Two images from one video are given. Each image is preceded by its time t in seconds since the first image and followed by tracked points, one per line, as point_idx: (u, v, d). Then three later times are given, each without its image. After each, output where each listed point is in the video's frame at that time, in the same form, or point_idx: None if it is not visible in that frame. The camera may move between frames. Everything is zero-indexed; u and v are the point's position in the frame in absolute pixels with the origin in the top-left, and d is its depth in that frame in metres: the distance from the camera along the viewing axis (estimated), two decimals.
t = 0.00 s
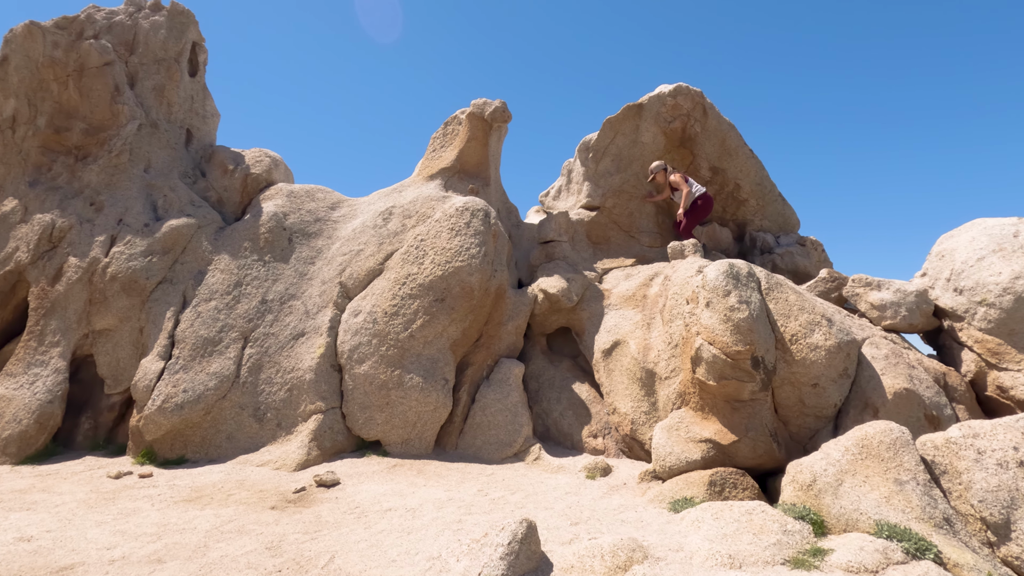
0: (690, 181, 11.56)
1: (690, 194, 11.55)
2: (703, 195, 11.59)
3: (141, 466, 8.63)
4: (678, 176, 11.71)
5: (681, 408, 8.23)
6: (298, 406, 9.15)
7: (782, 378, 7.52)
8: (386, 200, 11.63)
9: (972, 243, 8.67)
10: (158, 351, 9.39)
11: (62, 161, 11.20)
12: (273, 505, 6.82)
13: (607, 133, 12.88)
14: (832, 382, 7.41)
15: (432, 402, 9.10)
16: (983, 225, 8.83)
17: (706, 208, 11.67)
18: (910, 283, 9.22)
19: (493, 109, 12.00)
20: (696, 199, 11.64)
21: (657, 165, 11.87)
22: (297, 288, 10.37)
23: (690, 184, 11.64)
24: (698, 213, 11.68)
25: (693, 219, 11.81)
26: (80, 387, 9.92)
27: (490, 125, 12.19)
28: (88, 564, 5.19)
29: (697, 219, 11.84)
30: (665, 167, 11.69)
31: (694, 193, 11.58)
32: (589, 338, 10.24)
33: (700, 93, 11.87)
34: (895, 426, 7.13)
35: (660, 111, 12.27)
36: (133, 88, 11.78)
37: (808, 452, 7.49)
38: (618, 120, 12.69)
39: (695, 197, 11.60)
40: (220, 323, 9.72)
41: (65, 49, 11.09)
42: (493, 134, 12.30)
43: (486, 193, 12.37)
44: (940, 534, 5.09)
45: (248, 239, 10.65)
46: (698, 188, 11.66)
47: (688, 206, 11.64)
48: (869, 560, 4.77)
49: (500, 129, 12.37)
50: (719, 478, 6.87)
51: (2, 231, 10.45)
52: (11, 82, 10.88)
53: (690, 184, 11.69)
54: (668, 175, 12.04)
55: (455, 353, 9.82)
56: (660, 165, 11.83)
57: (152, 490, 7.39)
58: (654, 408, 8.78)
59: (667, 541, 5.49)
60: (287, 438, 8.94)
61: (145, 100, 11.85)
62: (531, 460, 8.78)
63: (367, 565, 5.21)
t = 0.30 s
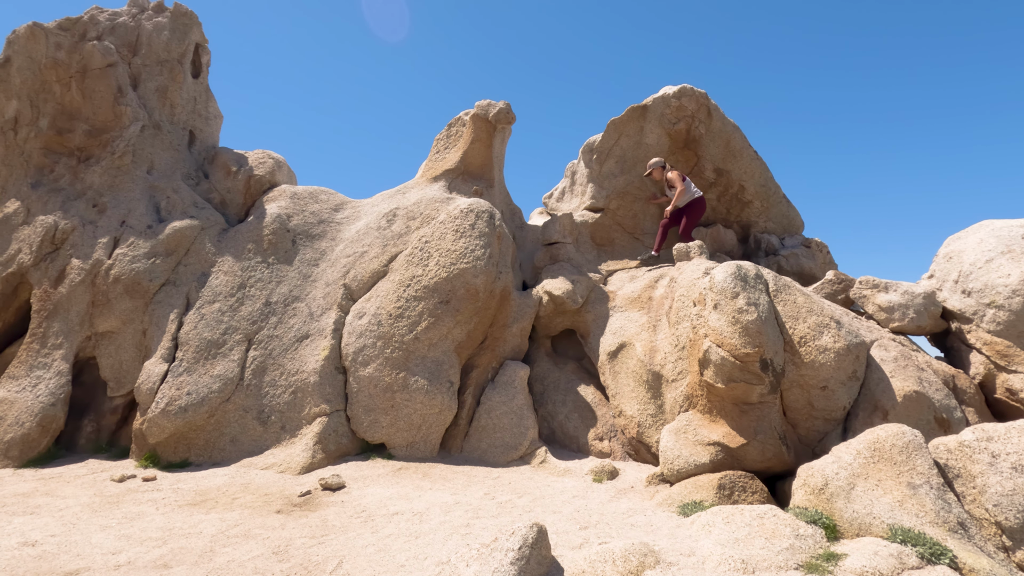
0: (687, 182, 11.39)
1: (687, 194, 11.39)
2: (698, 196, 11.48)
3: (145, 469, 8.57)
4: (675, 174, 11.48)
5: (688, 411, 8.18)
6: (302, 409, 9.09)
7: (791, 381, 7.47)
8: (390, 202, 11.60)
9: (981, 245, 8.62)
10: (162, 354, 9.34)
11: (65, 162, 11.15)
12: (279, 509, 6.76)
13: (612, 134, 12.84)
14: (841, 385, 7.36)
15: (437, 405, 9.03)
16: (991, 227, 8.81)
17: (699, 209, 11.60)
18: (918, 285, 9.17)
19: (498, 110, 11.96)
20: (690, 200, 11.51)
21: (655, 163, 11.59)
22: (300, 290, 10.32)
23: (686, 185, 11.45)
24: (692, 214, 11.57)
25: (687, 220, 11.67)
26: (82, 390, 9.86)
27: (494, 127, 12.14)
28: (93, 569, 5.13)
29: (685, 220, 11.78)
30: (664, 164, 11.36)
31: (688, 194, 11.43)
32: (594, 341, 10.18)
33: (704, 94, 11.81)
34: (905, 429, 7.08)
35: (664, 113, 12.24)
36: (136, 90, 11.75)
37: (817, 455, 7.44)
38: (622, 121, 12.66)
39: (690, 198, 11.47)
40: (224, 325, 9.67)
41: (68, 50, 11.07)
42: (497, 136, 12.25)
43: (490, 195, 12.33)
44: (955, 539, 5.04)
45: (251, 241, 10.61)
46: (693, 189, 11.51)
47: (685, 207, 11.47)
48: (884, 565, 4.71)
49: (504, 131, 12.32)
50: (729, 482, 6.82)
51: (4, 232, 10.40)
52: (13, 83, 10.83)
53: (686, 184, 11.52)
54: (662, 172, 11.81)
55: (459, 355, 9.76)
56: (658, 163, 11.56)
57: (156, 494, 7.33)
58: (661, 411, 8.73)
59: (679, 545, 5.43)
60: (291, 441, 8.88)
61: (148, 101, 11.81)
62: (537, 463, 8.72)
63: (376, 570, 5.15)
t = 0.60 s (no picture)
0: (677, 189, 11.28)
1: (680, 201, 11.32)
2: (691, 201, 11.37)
3: (151, 472, 8.54)
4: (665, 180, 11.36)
5: (696, 413, 8.15)
6: (308, 412, 9.06)
7: (800, 384, 7.44)
8: (395, 204, 11.57)
9: (989, 247, 8.62)
10: (167, 356, 9.32)
11: (69, 164, 11.13)
12: (287, 513, 6.73)
13: (617, 136, 12.83)
14: (851, 388, 7.32)
15: (444, 407, 9.00)
16: (999, 229, 8.82)
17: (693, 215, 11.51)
18: (926, 287, 9.14)
19: (503, 112, 11.93)
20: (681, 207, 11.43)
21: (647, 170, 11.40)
22: (306, 292, 10.29)
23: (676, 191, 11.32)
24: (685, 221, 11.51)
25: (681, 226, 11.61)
26: (87, 393, 9.83)
27: (499, 129, 12.11)
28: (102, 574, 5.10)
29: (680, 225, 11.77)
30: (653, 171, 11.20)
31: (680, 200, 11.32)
32: (600, 343, 10.15)
33: (709, 96, 11.78)
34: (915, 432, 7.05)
35: (669, 114, 12.22)
36: (141, 92, 11.73)
37: (826, 458, 7.41)
38: (627, 123, 12.65)
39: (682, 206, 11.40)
40: (229, 328, 9.65)
41: (73, 52, 11.06)
42: (502, 138, 12.21)
43: (496, 197, 12.30)
44: (969, 543, 5.01)
45: (257, 243, 10.59)
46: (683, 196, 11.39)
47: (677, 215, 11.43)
48: (899, 570, 4.67)
49: (509, 133, 12.29)
50: (738, 485, 6.79)
51: (8, 234, 10.38)
52: (18, 84, 10.82)
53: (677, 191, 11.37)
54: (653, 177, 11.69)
55: (466, 358, 9.73)
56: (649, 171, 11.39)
57: (163, 498, 7.30)
58: (668, 414, 8.70)
59: (691, 550, 5.40)
60: (297, 444, 8.85)
61: (153, 103, 11.80)
62: (544, 466, 8.69)
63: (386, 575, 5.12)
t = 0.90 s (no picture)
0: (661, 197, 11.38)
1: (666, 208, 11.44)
2: (676, 206, 11.45)
3: (153, 475, 8.50)
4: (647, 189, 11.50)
5: (701, 417, 8.11)
6: (311, 415, 9.03)
7: (807, 387, 7.40)
8: (398, 206, 11.54)
9: (995, 249, 8.58)
10: (170, 359, 9.28)
11: (72, 166, 11.11)
12: (291, 517, 6.69)
13: (619, 138, 12.82)
14: (858, 391, 7.28)
15: (447, 410, 8.97)
16: (1005, 231, 8.79)
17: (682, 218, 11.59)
18: (931, 289, 9.10)
19: (506, 114, 11.90)
20: (669, 212, 11.53)
21: (630, 181, 11.58)
22: (309, 294, 10.26)
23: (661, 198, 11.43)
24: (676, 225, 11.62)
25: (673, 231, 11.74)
26: (89, 395, 9.79)
27: (502, 130, 12.09)
28: None
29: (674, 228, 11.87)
30: (631, 183, 11.42)
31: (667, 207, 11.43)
32: (604, 345, 10.11)
33: (713, 98, 11.77)
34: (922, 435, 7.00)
35: (673, 116, 12.20)
36: (144, 93, 11.72)
37: (833, 462, 7.37)
38: (631, 125, 12.62)
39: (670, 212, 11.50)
40: (232, 330, 9.62)
41: (76, 53, 11.05)
42: (505, 140, 12.20)
43: (498, 199, 12.28)
44: (980, 549, 4.96)
45: (259, 245, 10.56)
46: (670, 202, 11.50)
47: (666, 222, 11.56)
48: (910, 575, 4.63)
49: (512, 134, 12.28)
50: (745, 489, 6.75)
51: (11, 236, 10.36)
52: (21, 86, 10.80)
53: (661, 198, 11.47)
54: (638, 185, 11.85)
55: (469, 360, 9.70)
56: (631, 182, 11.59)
57: (166, 501, 7.27)
58: (673, 416, 8.66)
59: (699, 555, 5.36)
60: (301, 447, 8.82)
61: (155, 105, 11.78)
62: (549, 469, 8.65)
63: None
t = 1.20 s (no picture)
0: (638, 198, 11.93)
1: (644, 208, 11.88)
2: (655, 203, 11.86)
3: (153, 477, 8.43)
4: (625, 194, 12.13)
5: (705, 418, 8.05)
6: (312, 416, 8.98)
7: (812, 388, 7.34)
8: (399, 206, 11.49)
9: (1001, 249, 8.54)
10: (170, 359, 9.23)
11: (73, 166, 11.07)
12: (292, 518, 6.64)
13: (622, 138, 12.81)
14: (863, 392, 7.22)
15: (449, 411, 8.92)
16: (1010, 231, 8.74)
17: (664, 215, 11.84)
18: (936, 290, 9.05)
19: (507, 114, 11.85)
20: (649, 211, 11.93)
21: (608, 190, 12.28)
22: (310, 294, 10.21)
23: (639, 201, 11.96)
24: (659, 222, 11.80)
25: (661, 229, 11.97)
26: (89, 396, 9.74)
27: (504, 131, 12.05)
28: None
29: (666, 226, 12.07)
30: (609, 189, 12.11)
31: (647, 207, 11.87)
32: (606, 346, 10.06)
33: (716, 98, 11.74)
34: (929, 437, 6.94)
35: (675, 116, 12.15)
36: (144, 94, 11.68)
37: (838, 463, 7.31)
38: (633, 125, 12.59)
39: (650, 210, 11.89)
40: (233, 330, 9.57)
41: (76, 53, 11.02)
42: (507, 140, 12.15)
43: (500, 199, 12.24)
44: (990, 551, 4.90)
45: (260, 246, 10.51)
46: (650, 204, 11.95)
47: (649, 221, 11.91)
48: None
49: (513, 134, 12.23)
50: (750, 490, 6.68)
51: (10, 237, 10.32)
52: (22, 87, 10.77)
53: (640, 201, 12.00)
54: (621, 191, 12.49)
55: (471, 361, 9.65)
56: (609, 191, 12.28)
57: (166, 502, 7.21)
58: (676, 418, 8.61)
59: (705, 557, 5.30)
60: (301, 448, 8.76)
61: (156, 105, 11.75)
62: (551, 471, 8.60)
63: None
